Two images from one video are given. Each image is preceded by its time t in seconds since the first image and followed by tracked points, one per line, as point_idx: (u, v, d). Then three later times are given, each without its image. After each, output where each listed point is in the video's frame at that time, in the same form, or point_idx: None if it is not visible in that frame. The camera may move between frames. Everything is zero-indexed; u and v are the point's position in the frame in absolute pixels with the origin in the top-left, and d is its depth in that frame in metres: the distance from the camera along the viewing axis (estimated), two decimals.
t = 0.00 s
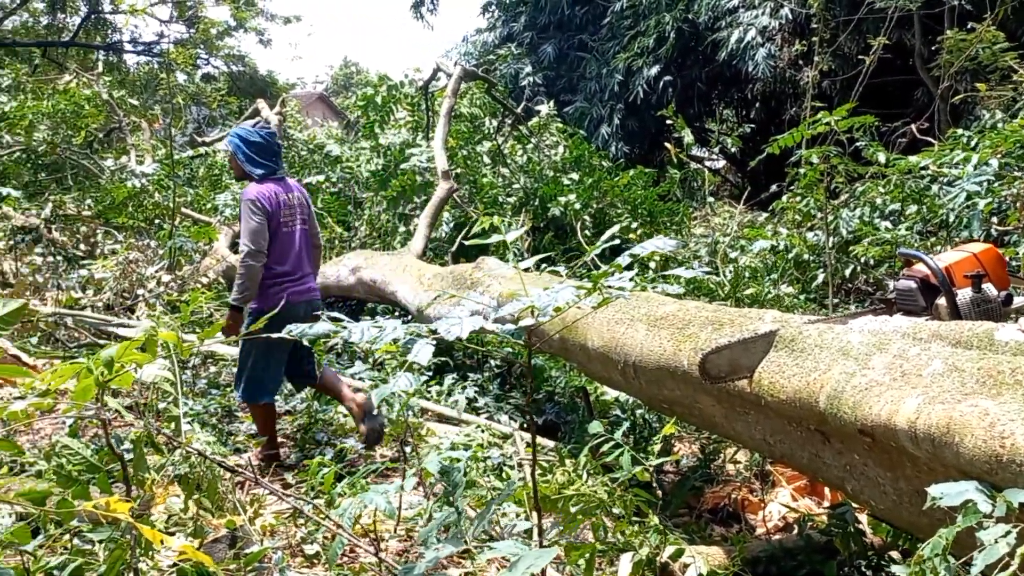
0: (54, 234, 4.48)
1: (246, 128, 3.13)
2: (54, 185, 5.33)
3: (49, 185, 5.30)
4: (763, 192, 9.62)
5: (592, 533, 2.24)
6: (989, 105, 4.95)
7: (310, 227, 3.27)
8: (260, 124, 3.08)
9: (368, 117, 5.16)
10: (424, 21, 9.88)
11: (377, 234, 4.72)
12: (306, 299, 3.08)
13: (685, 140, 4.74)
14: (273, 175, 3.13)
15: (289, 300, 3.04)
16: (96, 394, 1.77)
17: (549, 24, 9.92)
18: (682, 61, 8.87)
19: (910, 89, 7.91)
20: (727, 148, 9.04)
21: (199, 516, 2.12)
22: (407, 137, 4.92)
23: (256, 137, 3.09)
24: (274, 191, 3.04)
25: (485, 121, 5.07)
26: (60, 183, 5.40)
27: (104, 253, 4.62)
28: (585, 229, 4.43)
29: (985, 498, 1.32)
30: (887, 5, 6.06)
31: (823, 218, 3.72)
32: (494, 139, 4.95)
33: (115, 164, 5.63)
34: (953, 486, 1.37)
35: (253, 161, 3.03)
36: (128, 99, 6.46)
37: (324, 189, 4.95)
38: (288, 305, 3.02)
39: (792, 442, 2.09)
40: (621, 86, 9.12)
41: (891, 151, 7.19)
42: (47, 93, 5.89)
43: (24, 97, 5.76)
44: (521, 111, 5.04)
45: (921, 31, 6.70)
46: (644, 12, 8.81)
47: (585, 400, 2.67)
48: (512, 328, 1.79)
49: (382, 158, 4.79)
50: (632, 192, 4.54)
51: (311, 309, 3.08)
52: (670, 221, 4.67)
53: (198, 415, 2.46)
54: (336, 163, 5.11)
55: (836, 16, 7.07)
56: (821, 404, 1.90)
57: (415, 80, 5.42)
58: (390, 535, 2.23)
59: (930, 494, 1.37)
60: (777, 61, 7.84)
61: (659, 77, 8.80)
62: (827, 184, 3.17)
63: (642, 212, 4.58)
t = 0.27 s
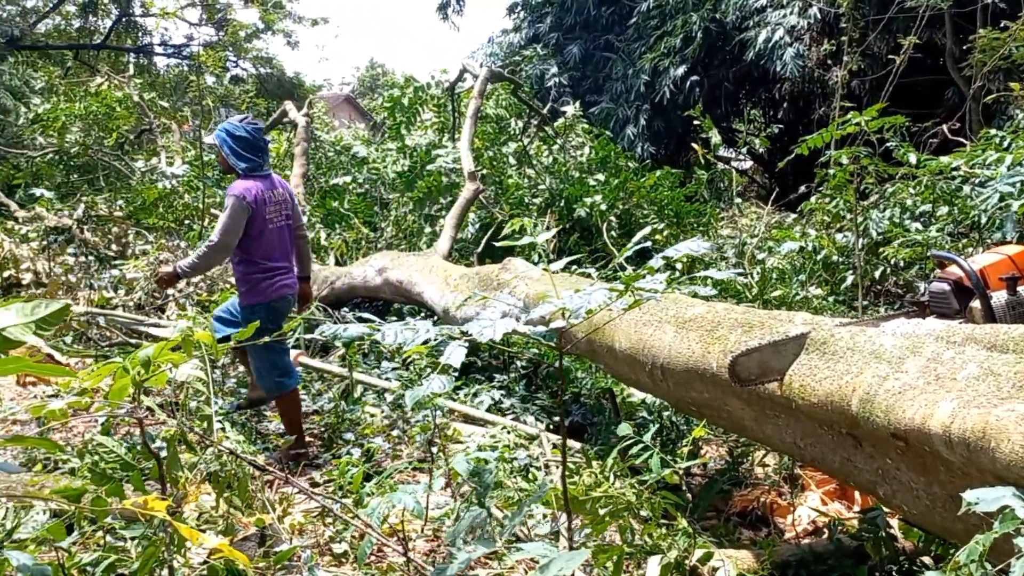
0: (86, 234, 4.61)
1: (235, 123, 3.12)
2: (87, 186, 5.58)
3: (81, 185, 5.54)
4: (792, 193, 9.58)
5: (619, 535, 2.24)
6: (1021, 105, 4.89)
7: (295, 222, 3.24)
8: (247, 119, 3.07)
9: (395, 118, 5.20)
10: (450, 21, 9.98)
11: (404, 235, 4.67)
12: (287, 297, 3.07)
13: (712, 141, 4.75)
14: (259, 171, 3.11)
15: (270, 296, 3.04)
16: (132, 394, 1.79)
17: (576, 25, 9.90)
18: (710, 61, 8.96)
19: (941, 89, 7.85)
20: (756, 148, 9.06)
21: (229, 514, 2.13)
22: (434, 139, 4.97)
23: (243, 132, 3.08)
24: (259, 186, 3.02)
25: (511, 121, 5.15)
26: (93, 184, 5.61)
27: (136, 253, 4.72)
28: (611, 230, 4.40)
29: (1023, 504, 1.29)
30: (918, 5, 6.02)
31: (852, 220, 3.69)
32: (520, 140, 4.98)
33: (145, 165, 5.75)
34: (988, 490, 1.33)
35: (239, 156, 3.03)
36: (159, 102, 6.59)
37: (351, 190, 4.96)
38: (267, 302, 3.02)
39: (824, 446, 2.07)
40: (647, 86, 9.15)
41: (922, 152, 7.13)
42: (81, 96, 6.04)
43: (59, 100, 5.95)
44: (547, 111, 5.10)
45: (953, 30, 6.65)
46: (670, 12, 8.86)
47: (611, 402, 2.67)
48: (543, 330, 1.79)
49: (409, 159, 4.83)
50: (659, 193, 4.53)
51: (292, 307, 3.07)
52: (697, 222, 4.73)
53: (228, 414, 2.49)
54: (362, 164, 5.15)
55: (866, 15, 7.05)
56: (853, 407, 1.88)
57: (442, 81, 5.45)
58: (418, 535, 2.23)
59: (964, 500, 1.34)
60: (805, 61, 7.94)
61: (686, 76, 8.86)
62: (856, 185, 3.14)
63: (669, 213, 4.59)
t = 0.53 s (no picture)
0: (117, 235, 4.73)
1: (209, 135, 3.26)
2: (119, 187, 5.77)
3: (112, 186, 5.74)
4: (821, 194, 9.50)
5: (648, 537, 2.23)
6: None
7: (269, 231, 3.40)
8: (223, 132, 3.22)
9: (421, 119, 5.24)
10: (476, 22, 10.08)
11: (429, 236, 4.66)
12: (258, 304, 3.23)
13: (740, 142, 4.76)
14: (234, 181, 3.27)
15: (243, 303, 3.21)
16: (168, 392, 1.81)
17: (602, 25, 9.95)
18: (738, 61, 8.92)
19: (973, 89, 7.76)
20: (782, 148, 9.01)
21: (259, 512, 2.13)
22: (460, 140, 5.03)
23: (218, 144, 3.23)
24: (235, 197, 3.18)
25: (537, 123, 5.17)
26: (124, 185, 5.82)
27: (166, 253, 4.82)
28: (638, 230, 4.41)
29: None
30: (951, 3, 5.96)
31: (883, 221, 3.65)
32: (546, 141, 5.00)
33: (175, 166, 5.87)
34: None
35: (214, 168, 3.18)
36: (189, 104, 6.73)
37: (379, 190, 4.99)
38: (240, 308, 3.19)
39: (856, 449, 2.04)
40: (674, 86, 9.14)
41: (954, 152, 7.05)
42: (114, 99, 6.19)
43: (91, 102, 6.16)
44: (573, 112, 5.24)
45: (986, 28, 6.57)
46: (698, 11, 8.86)
47: (639, 403, 2.66)
48: (576, 332, 1.78)
49: (435, 160, 4.88)
50: (686, 193, 4.54)
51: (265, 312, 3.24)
52: (724, 223, 4.75)
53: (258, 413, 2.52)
54: (388, 164, 5.21)
55: (896, 14, 7.00)
56: (887, 411, 1.85)
57: (468, 82, 5.49)
58: (446, 535, 2.24)
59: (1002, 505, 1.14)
60: (835, 60, 7.82)
61: (714, 77, 8.83)
62: (887, 186, 3.11)
63: (697, 214, 4.59)
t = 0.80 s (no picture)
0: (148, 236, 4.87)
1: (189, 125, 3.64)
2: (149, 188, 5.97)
3: (143, 188, 5.98)
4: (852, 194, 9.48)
5: (676, 539, 2.22)
6: None
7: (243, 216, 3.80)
8: (201, 123, 3.59)
9: (448, 120, 5.34)
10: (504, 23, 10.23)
11: (455, 237, 4.72)
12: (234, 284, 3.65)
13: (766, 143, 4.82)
14: (212, 168, 3.65)
15: (219, 282, 3.62)
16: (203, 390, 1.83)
17: (629, 24, 10.07)
18: (766, 60, 8.92)
19: (1007, 88, 7.68)
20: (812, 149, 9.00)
21: (288, 510, 2.13)
22: (486, 141, 5.11)
23: (197, 133, 3.60)
24: (212, 184, 3.56)
25: (562, 123, 5.28)
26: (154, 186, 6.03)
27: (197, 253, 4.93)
28: (665, 231, 4.43)
29: None
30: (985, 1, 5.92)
31: (914, 221, 3.62)
32: (573, 142, 5.05)
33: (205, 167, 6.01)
34: None
35: (194, 156, 3.55)
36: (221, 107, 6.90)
37: (406, 191, 5.08)
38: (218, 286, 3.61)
39: (889, 453, 2.00)
40: (702, 86, 9.22)
41: (987, 151, 6.98)
42: (147, 102, 6.37)
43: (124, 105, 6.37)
44: (599, 113, 5.33)
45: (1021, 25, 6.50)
46: (726, 11, 8.93)
47: (666, 405, 2.66)
48: (609, 332, 1.77)
49: (462, 161, 4.95)
50: (713, 195, 4.62)
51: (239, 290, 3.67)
52: (751, 223, 4.85)
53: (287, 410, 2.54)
54: (415, 165, 5.29)
55: (928, 12, 6.97)
56: (922, 413, 1.82)
57: (494, 83, 5.57)
58: (474, 536, 2.23)
59: None
60: (865, 59, 7.76)
61: (741, 76, 8.88)
62: (919, 186, 3.08)
63: (725, 214, 4.66)
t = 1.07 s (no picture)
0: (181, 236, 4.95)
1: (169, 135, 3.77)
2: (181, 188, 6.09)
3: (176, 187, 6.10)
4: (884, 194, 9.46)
5: (708, 542, 2.21)
6: None
7: (224, 224, 3.90)
8: (180, 132, 3.72)
9: (476, 120, 5.40)
10: (531, 24, 10.32)
11: (484, 237, 4.82)
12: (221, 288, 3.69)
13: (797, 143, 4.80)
14: (189, 176, 3.77)
15: (204, 286, 3.66)
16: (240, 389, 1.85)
17: (657, 25, 10.32)
18: (796, 59, 8.90)
19: None
20: (843, 148, 9.02)
21: (319, 509, 2.14)
22: (514, 141, 5.15)
23: (176, 142, 3.73)
24: (190, 189, 3.68)
25: (591, 124, 5.34)
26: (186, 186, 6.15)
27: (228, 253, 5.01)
28: (694, 232, 4.43)
29: None
30: None
31: (948, 223, 3.58)
32: (601, 142, 5.10)
33: (235, 167, 6.11)
34: None
35: (174, 163, 3.68)
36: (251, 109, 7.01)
37: (433, 192, 5.16)
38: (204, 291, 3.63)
39: (924, 456, 1.97)
40: (731, 86, 9.31)
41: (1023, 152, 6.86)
42: (179, 105, 6.49)
43: (158, 107, 6.51)
44: (629, 114, 5.34)
45: None
46: (755, 10, 8.97)
47: (697, 407, 2.65)
48: (643, 333, 1.77)
49: (489, 162, 4.99)
50: (742, 195, 4.62)
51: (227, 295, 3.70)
52: (781, 223, 4.82)
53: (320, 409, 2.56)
54: (443, 166, 5.34)
55: (963, 11, 6.91)
56: (959, 417, 1.78)
57: (523, 83, 5.60)
58: (504, 536, 2.23)
59: None
60: (897, 59, 7.68)
61: (771, 76, 8.90)
62: (953, 186, 3.04)
63: (755, 215, 4.66)
